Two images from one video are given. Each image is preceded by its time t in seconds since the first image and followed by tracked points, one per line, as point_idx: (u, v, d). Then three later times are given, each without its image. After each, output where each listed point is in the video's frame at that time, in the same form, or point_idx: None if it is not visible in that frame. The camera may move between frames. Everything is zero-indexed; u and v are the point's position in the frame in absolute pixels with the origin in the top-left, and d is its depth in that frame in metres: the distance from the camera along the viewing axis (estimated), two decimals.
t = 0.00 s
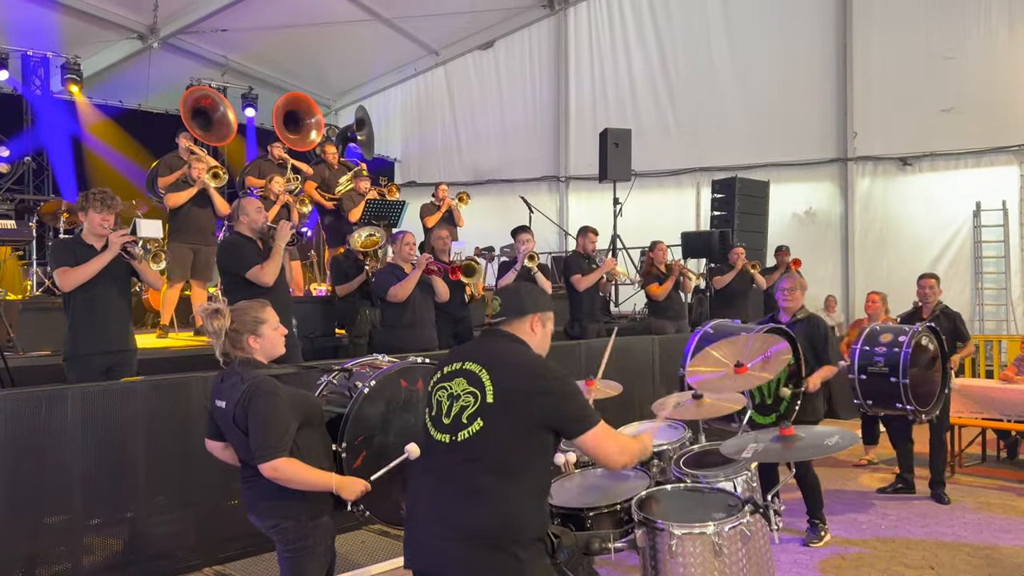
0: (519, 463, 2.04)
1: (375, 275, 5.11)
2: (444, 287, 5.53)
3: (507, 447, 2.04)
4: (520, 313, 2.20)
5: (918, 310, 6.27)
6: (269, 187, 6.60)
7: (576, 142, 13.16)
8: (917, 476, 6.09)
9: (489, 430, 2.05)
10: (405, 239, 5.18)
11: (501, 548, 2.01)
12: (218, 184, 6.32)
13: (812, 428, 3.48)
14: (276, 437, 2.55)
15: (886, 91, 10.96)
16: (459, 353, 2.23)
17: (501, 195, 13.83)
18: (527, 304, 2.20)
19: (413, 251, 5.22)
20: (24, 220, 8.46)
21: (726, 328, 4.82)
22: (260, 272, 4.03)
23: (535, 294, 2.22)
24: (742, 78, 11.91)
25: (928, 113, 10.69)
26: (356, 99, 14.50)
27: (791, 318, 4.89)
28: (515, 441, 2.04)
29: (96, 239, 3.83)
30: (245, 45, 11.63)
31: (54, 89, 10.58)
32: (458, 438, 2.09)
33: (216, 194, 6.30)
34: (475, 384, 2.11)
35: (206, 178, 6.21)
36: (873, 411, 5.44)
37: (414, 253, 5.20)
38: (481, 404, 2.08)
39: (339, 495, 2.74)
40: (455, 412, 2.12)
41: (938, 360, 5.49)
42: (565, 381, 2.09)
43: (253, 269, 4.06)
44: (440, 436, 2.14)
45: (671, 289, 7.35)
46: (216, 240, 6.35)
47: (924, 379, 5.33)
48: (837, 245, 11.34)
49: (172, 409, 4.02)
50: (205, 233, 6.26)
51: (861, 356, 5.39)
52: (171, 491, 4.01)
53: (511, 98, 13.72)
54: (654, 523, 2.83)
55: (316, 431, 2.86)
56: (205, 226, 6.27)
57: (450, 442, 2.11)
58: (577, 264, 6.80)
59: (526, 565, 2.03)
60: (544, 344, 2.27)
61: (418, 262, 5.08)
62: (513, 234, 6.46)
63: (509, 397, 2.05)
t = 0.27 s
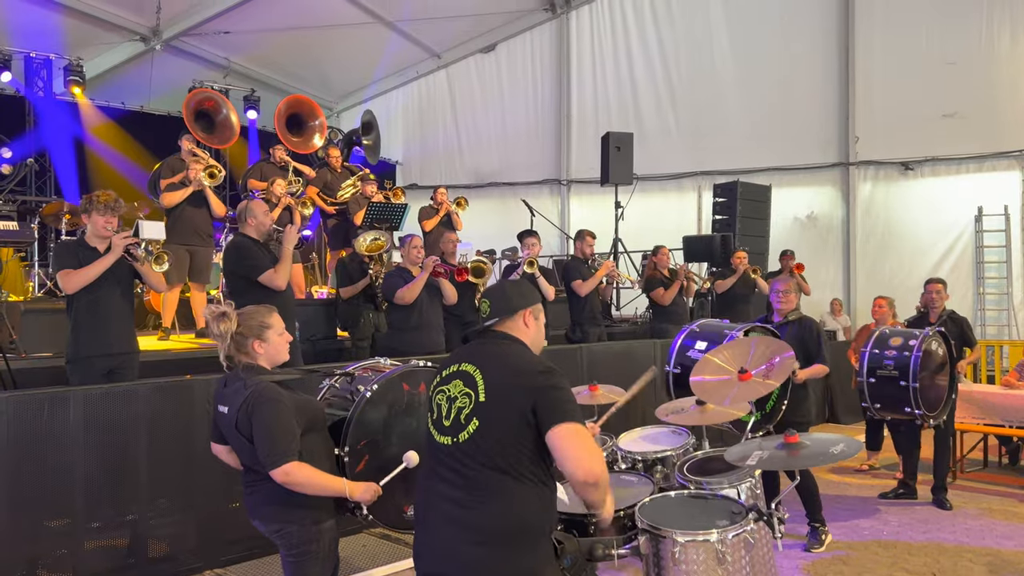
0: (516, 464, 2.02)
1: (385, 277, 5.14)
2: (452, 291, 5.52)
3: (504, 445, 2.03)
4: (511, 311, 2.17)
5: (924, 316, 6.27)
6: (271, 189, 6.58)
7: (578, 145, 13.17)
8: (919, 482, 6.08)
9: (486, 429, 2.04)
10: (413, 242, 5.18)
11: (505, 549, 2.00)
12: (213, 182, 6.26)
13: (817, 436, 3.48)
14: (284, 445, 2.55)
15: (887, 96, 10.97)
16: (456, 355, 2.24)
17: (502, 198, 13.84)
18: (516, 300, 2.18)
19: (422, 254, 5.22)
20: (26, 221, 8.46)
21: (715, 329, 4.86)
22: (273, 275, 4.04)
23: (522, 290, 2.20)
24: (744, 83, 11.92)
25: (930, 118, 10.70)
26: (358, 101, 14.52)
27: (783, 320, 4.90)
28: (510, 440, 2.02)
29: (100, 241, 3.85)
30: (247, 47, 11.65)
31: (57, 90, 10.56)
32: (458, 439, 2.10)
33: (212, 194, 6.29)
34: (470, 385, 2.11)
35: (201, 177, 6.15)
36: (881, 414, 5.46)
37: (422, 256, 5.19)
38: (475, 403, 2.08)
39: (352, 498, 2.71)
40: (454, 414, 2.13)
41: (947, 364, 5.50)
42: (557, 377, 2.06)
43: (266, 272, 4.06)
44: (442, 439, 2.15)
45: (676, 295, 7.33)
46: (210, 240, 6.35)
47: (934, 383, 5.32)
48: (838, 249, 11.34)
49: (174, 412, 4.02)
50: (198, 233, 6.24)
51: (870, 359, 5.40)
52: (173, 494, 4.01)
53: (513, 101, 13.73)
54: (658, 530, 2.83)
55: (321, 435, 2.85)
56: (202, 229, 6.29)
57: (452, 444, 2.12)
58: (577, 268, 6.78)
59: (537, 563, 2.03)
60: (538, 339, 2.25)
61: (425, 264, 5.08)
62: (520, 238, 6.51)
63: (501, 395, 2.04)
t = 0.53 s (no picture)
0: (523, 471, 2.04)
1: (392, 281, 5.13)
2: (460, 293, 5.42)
3: (511, 451, 2.03)
4: (515, 317, 2.17)
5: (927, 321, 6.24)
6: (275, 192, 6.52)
7: (581, 148, 13.18)
8: (922, 486, 6.07)
9: (493, 435, 2.05)
10: (422, 246, 5.16)
11: (512, 549, 2.01)
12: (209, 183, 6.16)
13: (819, 439, 3.48)
14: (286, 444, 2.55)
15: (890, 99, 10.97)
16: (460, 359, 2.22)
17: (504, 200, 13.85)
18: (523, 306, 2.17)
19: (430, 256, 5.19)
20: (30, 221, 8.48)
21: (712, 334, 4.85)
22: (282, 277, 4.05)
23: (528, 294, 2.19)
24: (747, 86, 11.93)
25: (933, 122, 10.69)
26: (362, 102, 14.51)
27: (781, 325, 4.89)
28: (518, 446, 2.03)
29: (104, 242, 3.85)
30: (251, 48, 11.66)
31: (60, 91, 10.61)
32: (463, 444, 2.09)
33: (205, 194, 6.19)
34: (477, 390, 2.10)
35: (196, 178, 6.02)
36: (886, 421, 5.43)
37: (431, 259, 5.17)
38: (483, 409, 2.07)
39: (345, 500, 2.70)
40: (459, 419, 2.12)
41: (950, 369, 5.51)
42: (565, 386, 2.08)
43: (274, 274, 4.07)
44: (446, 442, 2.14)
45: (680, 297, 7.33)
46: (204, 239, 6.34)
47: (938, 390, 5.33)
48: (841, 253, 11.35)
49: (177, 414, 4.02)
50: (194, 233, 6.23)
51: (876, 365, 5.38)
52: (175, 494, 4.01)
53: (516, 104, 13.74)
54: (661, 534, 2.82)
55: (325, 436, 2.85)
56: (199, 230, 6.29)
57: (456, 449, 2.10)
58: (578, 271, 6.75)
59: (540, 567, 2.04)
60: (542, 345, 2.25)
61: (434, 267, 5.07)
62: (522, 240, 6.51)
63: (510, 401, 2.05)
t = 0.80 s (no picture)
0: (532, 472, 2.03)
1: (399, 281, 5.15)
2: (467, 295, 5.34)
3: (521, 452, 2.03)
4: (524, 322, 2.16)
5: (926, 322, 6.20)
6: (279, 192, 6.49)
7: (585, 149, 13.18)
8: (925, 491, 6.06)
9: (503, 435, 2.04)
10: (430, 246, 5.16)
11: (517, 551, 2.01)
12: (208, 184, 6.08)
13: (827, 444, 3.47)
14: (287, 445, 2.55)
15: (895, 103, 10.96)
16: (471, 359, 2.22)
17: (508, 202, 13.85)
18: (530, 310, 2.16)
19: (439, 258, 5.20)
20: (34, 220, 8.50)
21: (726, 340, 4.82)
22: (288, 277, 4.04)
23: (534, 297, 2.19)
24: (752, 89, 11.92)
25: (938, 126, 10.67)
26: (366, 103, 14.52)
27: (791, 328, 4.89)
28: (528, 447, 2.03)
29: (108, 241, 3.85)
30: (255, 49, 11.67)
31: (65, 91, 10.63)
32: (472, 443, 2.08)
33: (204, 197, 6.18)
34: (488, 390, 2.10)
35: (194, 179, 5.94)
36: (886, 420, 5.42)
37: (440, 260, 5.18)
38: (494, 409, 2.07)
39: (341, 503, 2.71)
40: (469, 418, 2.11)
41: (949, 372, 5.51)
42: (574, 390, 2.09)
43: (280, 274, 4.07)
44: (455, 441, 2.13)
45: (683, 299, 7.33)
46: (205, 240, 6.34)
47: (939, 392, 5.33)
48: (845, 257, 11.34)
49: (180, 413, 4.02)
50: (194, 234, 6.24)
51: (877, 363, 5.37)
52: (178, 494, 4.01)
53: (520, 105, 13.74)
54: (667, 537, 2.81)
55: (329, 437, 2.85)
56: (197, 230, 6.28)
57: (464, 448, 2.10)
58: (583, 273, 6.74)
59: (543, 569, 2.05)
60: (550, 347, 2.24)
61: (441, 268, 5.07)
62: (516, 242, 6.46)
63: (521, 402, 2.04)
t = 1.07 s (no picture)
0: (533, 475, 2.02)
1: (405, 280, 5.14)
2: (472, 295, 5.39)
3: (517, 453, 2.01)
4: (518, 320, 2.11)
5: (923, 325, 6.17)
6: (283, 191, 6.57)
7: (589, 151, 13.17)
8: (930, 494, 6.03)
9: (499, 436, 2.02)
10: (437, 247, 5.16)
11: (518, 552, 2.00)
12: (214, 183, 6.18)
13: (835, 445, 3.45)
14: (292, 445, 2.54)
15: (900, 105, 10.94)
16: (470, 359, 2.20)
17: (512, 202, 13.85)
18: (524, 307, 2.10)
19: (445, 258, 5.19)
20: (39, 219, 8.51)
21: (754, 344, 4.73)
22: (293, 276, 4.03)
23: (527, 294, 2.13)
24: (757, 90, 11.90)
25: (944, 128, 10.65)
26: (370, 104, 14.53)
27: (810, 330, 4.85)
28: (524, 449, 2.01)
29: (113, 240, 3.86)
30: (259, 48, 11.68)
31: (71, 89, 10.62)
32: (471, 444, 2.08)
33: (210, 192, 6.22)
34: (485, 391, 2.08)
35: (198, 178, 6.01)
36: (884, 423, 5.40)
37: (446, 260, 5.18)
38: (490, 410, 2.05)
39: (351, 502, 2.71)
40: (468, 419, 2.11)
41: (945, 375, 5.47)
42: (571, 388, 2.03)
43: (286, 273, 4.05)
44: (456, 442, 2.13)
45: (687, 300, 7.32)
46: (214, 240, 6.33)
47: (934, 396, 5.32)
48: (850, 259, 11.31)
49: (184, 413, 4.01)
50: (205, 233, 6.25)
51: (874, 368, 5.35)
52: (182, 494, 4.01)
53: (525, 106, 13.74)
54: (673, 539, 2.80)
55: (334, 438, 2.84)
56: (204, 226, 6.25)
57: (464, 449, 2.10)
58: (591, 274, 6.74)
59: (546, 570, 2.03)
60: (549, 343, 2.18)
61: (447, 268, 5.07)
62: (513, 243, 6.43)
63: (515, 402, 2.02)
